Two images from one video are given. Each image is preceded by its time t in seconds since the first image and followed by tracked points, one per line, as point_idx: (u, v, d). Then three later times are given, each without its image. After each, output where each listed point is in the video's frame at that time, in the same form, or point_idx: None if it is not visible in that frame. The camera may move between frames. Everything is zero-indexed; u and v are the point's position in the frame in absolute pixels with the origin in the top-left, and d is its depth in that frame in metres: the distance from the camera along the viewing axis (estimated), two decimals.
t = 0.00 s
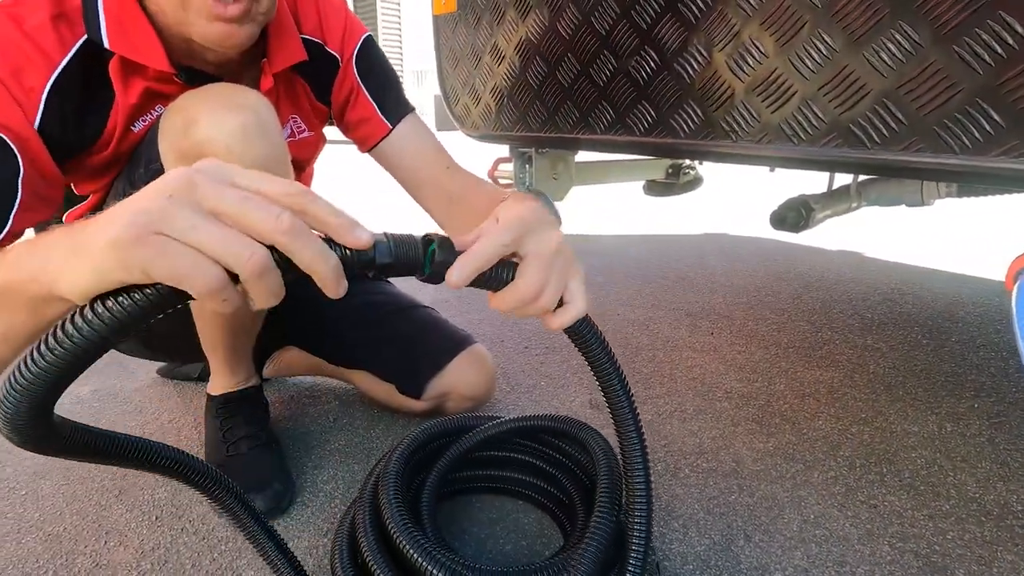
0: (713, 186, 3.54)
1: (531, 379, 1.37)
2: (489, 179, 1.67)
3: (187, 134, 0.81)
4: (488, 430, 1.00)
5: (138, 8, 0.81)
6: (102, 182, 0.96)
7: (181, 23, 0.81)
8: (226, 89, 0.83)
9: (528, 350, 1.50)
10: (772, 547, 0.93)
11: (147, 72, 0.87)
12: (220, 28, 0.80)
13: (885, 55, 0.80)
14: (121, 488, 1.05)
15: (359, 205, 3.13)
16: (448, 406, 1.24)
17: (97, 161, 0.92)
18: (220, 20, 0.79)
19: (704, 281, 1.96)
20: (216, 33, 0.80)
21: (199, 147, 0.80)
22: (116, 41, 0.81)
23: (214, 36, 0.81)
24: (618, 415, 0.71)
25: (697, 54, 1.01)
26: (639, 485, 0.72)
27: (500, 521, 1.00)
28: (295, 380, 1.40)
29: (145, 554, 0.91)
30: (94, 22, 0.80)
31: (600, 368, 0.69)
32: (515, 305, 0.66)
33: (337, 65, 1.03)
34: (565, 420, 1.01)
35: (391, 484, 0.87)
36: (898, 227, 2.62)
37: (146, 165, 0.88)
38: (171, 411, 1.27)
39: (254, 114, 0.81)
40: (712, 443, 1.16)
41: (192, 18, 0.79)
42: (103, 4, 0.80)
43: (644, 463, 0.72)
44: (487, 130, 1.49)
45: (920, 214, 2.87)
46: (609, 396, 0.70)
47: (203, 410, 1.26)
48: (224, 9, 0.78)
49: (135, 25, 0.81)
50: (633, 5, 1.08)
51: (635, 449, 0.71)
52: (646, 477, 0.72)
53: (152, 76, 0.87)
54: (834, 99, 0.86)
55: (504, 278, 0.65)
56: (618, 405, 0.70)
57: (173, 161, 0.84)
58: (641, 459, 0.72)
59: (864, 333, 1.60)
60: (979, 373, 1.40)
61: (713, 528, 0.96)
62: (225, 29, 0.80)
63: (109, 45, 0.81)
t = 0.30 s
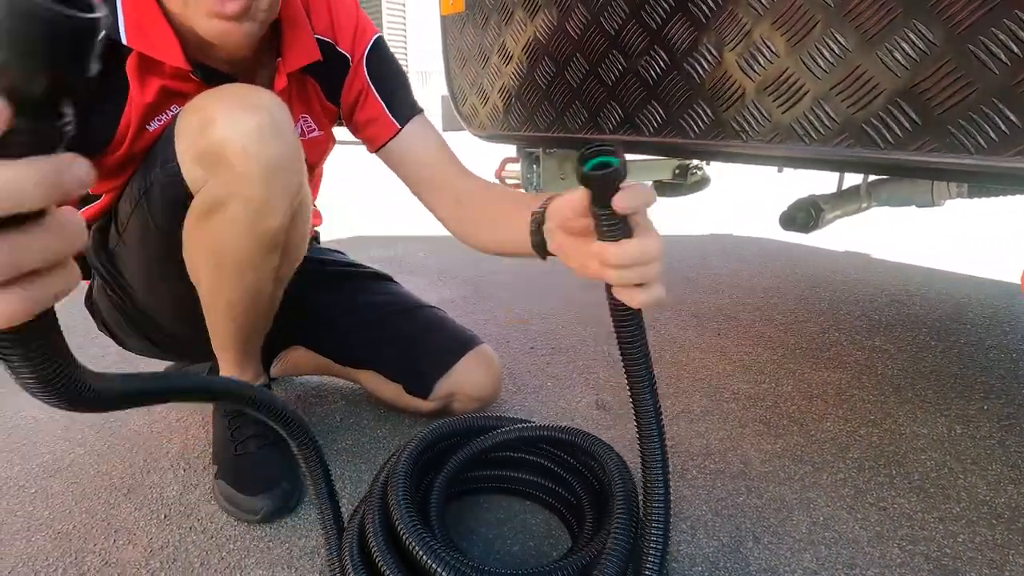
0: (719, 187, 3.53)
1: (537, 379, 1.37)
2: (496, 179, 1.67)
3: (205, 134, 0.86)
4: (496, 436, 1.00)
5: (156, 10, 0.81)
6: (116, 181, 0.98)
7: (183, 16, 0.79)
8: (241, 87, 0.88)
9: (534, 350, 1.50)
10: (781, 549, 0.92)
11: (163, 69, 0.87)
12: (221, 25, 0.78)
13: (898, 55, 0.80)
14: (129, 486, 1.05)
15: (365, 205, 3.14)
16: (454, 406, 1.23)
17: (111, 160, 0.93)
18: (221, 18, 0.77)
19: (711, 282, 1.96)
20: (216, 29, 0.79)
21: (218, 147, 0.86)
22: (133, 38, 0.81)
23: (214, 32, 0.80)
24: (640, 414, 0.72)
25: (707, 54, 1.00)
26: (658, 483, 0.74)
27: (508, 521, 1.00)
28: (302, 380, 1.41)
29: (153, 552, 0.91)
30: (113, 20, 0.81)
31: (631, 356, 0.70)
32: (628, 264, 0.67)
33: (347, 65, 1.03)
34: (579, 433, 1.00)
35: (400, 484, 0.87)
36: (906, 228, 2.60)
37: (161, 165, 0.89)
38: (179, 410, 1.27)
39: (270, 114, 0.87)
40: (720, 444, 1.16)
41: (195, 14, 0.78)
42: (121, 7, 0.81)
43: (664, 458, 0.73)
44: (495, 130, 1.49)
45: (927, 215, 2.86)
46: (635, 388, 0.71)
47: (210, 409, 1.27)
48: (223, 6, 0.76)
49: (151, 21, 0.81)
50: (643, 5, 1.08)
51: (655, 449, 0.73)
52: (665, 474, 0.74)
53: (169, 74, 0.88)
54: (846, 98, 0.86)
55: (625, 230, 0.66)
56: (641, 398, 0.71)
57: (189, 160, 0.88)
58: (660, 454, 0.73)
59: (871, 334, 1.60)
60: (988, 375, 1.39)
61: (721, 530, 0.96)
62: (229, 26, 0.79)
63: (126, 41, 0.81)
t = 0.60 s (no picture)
0: (724, 189, 3.52)
1: (542, 381, 1.37)
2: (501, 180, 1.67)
3: (207, 135, 0.86)
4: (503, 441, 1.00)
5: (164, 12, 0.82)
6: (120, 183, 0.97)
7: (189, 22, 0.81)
8: (247, 89, 0.88)
9: (539, 352, 1.50)
10: (787, 553, 0.92)
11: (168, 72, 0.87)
12: (229, 32, 0.80)
13: (907, 58, 0.79)
14: (136, 486, 1.05)
15: (369, 206, 3.14)
16: (459, 408, 1.23)
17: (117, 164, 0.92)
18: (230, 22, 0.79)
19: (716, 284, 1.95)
20: (222, 37, 0.81)
21: (222, 149, 0.86)
22: (140, 42, 0.81)
23: (220, 41, 0.81)
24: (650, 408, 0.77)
25: (714, 56, 1.00)
26: (667, 472, 0.78)
27: (512, 523, 1.00)
28: (307, 380, 1.41)
29: (159, 552, 0.91)
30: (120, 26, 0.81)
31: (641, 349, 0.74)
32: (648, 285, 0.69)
33: (356, 71, 1.03)
34: (586, 446, 0.99)
35: (406, 485, 0.87)
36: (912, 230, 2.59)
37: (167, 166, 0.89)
38: (184, 410, 1.28)
39: (273, 114, 0.87)
40: (725, 446, 1.16)
41: (202, 20, 0.79)
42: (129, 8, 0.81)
43: (671, 446, 0.78)
44: (501, 132, 1.49)
45: (933, 217, 2.85)
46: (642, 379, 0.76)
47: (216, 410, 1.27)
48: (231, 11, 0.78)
49: (160, 26, 0.82)
50: (650, 7, 1.07)
51: (665, 439, 0.77)
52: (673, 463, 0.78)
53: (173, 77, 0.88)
54: (854, 101, 0.86)
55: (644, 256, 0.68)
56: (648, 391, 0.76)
57: (191, 161, 0.88)
58: (670, 440, 0.78)
59: (877, 337, 1.59)
60: (996, 378, 1.39)
61: (726, 533, 0.95)
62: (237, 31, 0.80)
63: (131, 47, 0.81)
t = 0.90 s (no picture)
0: (728, 190, 3.52)
1: (546, 381, 1.37)
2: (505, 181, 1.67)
3: (216, 133, 0.86)
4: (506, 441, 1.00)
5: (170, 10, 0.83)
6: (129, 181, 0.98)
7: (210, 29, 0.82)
8: (257, 88, 0.89)
9: (543, 352, 1.50)
10: (791, 555, 0.92)
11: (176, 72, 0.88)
12: (252, 31, 0.81)
13: (915, 58, 0.79)
14: (142, 484, 1.06)
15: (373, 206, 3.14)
16: (464, 407, 1.24)
17: (128, 163, 0.93)
18: (250, 22, 0.80)
19: (719, 285, 1.95)
20: (248, 37, 0.82)
21: (231, 147, 0.86)
22: (151, 45, 0.82)
23: (246, 40, 0.82)
24: (654, 421, 0.73)
25: (720, 56, 1.00)
26: (670, 483, 0.74)
27: (516, 524, 1.00)
28: (312, 379, 1.41)
29: (165, 549, 0.92)
30: (130, 28, 0.81)
31: (632, 356, 0.70)
32: (578, 310, 0.67)
33: (359, 66, 1.04)
34: (589, 441, 0.99)
35: (410, 485, 0.87)
36: (917, 232, 2.58)
37: (175, 164, 0.89)
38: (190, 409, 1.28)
39: (279, 112, 0.86)
40: (729, 448, 1.15)
41: (225, 24, 0.80)
42: (136, 9, 0.82)
43: (677, 461, 0.74)
44: (505, 132, 1.49)
45: (939, 219, 2.84)
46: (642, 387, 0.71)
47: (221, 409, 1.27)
48: (256, 11, 0.79)
49: (170, 28, 0.83)
50: (656, 7, 1.07)
51: (670, 454, 0.73)
52: (677, 476, 0.74)
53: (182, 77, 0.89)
54: (861, 101, 0.85)
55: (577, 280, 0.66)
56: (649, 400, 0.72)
57: (200, 158, 0.88)
58: (673, 453, 0.73)
59: (882, 339, 1.59)
60: (1001, 380, 1.38)
61: (731, 534, 0.95)
62: (254, 31, 0.82)
63: (143, 50, 0.82)
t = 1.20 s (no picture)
0: (732, 192, 3.51)
1: (549, 383, 1.37)
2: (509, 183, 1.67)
3: (223, 135, 0.87)
4: (507, 440, 1.00)
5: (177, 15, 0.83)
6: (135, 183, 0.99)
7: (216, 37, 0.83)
8: (263, 90, 0.89)
9: (546, 354, 1.50)
10: (794, 558, 0.92)
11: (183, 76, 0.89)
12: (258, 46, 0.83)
13: (919, 63, 0.79)
14: (145, 484, 1.06)
15: (377, 207, 3.15)
16: (467, 409, 1.24)
17: (133, 164, 0.93)
18: (256, 37, 0.82)
19: (722, 287, 1.95)
20: (253, 49, 0.83)
21: (237, 149, 0.87)
22: (158, 50, 0.82)
23: (251, 52, 0.84)
24: (653, 432, 0.73)
25: (724, 60, 1.00)
26: (670, 487, 0.74)
27: (518, 526, 1.00)
28: (315, 380, 1.41)
29: (169, 549, 0.92)
30: (137, 32, 0.81)
31: (627, 368, 0.70)
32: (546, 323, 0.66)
33: (364, 68, 1.04)
34: (587, 432, 1.00)
35: (413, 486, 0.87)
36: (922, 236, 2.58)
37: (181, 166, 0.89)
38: (193, 409, 1.28)
39: (285, 115, 0.87)
40: (732, 451, 1.15)
41: (232, 36, 0.82)
42: (144, 11, 0.81)
43: (677, 468, 0.74)
44: (509, 134, 1.50)
45: (944, 222, 2.83)
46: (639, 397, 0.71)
47: (225, 409, 1.28)
48: (263, 27, 0.81)
49: (178, 34, 0.83)
50: (660, 11, 1.08)
51: (670, 463, 0.73)
52: (677, 483, 0.74)
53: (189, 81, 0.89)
54: (865, 106, 0.85)
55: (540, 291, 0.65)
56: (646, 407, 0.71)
57: (206, 160, 0.89)
58: (673, 460, 0.73)
59: (886, 342, 1.58)
60: (1006, 385, 1.38)
61: (733, 537, 0.95)
62: (260, 45, 0.83)
63: (151, 56, 0.82)
